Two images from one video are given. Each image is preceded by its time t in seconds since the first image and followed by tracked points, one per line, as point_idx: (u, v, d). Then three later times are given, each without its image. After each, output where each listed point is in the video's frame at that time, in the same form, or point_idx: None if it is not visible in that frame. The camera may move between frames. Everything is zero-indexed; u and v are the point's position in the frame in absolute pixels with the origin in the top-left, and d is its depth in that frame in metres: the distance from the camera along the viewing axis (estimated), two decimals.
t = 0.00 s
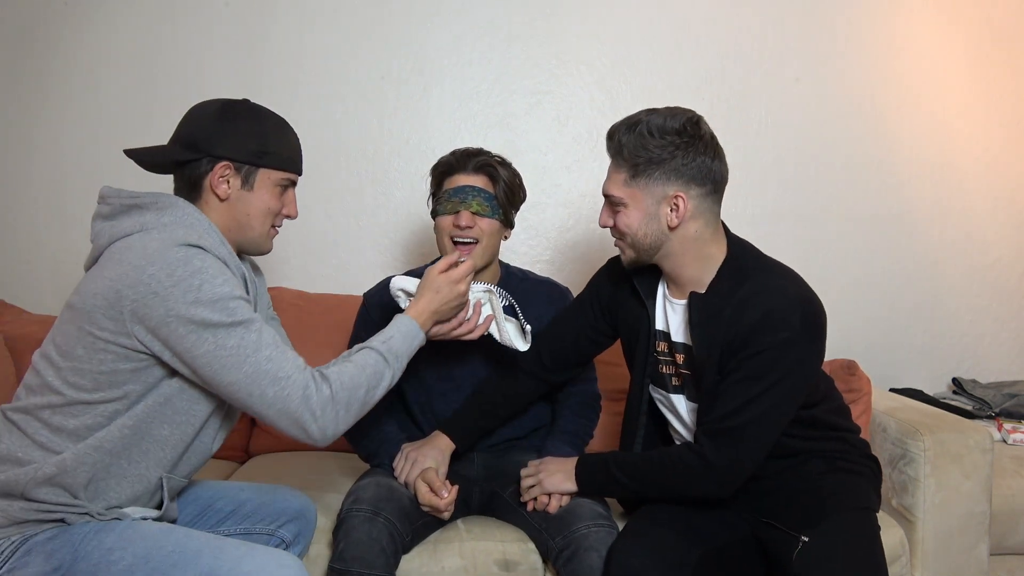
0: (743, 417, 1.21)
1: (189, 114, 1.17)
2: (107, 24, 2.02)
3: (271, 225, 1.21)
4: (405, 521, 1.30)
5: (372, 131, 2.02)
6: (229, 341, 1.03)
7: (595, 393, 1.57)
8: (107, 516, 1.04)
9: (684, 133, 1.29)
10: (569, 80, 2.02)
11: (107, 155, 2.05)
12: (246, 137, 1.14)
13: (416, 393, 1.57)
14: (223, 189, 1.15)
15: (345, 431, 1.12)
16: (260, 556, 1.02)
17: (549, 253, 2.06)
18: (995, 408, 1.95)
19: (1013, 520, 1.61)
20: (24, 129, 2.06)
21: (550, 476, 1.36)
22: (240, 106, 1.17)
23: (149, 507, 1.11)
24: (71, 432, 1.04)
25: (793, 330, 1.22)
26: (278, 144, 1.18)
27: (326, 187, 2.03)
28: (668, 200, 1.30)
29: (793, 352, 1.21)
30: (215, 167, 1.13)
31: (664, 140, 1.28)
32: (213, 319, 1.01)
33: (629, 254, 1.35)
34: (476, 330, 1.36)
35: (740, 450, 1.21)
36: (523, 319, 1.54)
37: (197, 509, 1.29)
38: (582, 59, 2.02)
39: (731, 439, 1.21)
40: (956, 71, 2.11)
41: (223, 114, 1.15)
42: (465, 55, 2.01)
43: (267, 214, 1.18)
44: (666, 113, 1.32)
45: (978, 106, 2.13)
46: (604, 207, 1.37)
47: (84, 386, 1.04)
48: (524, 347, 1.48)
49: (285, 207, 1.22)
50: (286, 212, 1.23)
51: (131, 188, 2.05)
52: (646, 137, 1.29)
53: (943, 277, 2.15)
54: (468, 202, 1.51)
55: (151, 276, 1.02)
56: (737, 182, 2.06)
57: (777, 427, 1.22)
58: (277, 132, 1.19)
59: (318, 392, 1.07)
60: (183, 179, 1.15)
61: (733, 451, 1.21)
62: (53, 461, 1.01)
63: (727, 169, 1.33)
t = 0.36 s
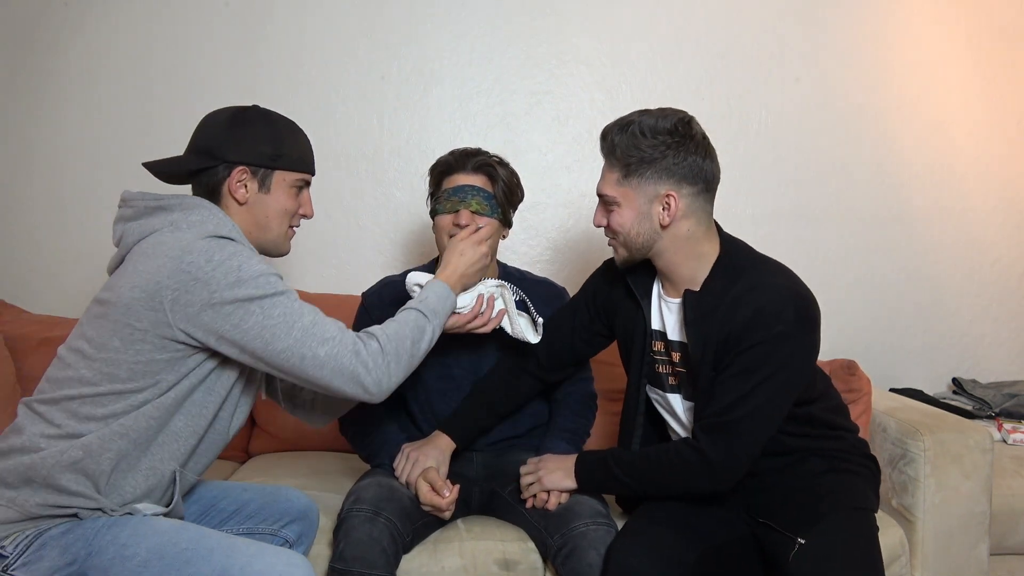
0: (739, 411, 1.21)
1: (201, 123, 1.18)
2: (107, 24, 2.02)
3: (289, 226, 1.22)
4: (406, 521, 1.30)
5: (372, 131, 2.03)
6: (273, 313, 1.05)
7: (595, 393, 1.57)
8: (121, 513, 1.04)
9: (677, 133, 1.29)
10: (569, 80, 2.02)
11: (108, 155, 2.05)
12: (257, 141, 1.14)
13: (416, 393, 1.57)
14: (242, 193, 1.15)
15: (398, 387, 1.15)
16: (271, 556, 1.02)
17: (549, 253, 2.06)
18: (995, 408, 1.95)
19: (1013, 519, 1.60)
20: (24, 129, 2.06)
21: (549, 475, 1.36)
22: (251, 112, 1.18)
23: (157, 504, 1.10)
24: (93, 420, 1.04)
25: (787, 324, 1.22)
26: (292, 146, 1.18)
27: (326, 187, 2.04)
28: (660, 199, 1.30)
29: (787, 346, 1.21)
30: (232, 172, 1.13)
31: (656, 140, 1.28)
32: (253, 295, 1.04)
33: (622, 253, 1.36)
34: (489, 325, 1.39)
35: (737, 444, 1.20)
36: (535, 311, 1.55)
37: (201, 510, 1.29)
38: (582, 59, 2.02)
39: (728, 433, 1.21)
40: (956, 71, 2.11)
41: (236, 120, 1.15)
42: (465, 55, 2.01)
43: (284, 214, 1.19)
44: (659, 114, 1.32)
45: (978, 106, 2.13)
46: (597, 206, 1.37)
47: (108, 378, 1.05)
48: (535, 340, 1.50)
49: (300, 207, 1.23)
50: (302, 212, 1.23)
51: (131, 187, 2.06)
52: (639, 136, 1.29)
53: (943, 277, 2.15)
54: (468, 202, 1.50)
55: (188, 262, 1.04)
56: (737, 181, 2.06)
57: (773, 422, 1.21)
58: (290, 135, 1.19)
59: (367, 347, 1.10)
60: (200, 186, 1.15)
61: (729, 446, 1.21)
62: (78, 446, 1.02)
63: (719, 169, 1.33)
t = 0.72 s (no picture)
0: (740, 411, 1.21)
1: (203, 124, 1.18)
2: (107, 24, 2.02)
3: (281, 230, 1.22)
4: (395, 517, 1.31)
5: (373, 131, 2.03)
6: (268, 298, 1.06)
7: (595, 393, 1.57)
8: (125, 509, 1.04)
9: (676, 132, 1.29)
10: (569, 80, 2.03)
11: (108, 154, 2.05)
12: (256, 146, 1.15)
13: (416, 392, 1.57)
14: (235, 196, 1.15)
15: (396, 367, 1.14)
16: (274, 551, 1.03)
17: (549, 253, 2.06)
18: (995, 408, 1.95)
19: (1014, 519, 1.60)
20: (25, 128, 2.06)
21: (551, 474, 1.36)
22: (251, 117, 1.18)
23: (161, 500, 1.11)
24: (96, 416, 1.04)
25: (786, 321, 1.22)
26: (289, 152, 1.18)
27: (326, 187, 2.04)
28: (661, 197, 1.30)
29: (787, 343, 1.21)
30: (226, 175, 1.14)
31: (656, 139, 1.28)
32: (247, 281, 1.05)
33: (625, 252, 1.36)
34: (486, 317, 1.40)
35: (738, 443, 1.21)
36: (533, 305, 1.57)
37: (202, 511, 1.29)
38: (582, 59, 2.02)
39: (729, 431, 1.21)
40: (955, 71, 2.12)
41: (235, 123, 1.16)
42: (465, 55, 2.01)
43: (276, 219, 1.19)
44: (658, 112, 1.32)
45: (977, 106, 2.13)
46: (600, 206, 1.37)
47: (109, 373, 1.05)
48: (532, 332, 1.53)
49: (293, 213, 1.22)
50: (295, 218, 1.23)
51: (132, 187, 2.06)
52: (638, 135, 1.29)
53: (943, 277, 2.15)
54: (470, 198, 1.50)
55: (184, 253, 1.05)
56: (737, 181, 2.06)
57: (775, 420, 1.21)
58: (288, 140, 1.19)
59: (361, 326, 1.10)
60: (194, 186, 1.16)
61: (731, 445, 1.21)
62: (83, 440, 1.02)
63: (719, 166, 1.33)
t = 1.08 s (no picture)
0: (747, 403, 1.21)
1: (180, 115, 1.18)
2: (107, 24, 2.03)
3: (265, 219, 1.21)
4: (388, 511, 1.31)
5: (373, 131, 2.03)
6: (236, 308, 1.04)
7: (596, 391, 1.57)
8: (111, 514, 1.03)
9: (701, 127, 1.28)
10: (569, 80, 2.03)
11: (108, 155, 2.05)
12: (236, 136, 1.14)
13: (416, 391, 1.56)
14: (217, 188, 1.15)
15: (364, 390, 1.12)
16: (265, 553, 1.03)
17: (550, 253, 2.06)
18: (995, 408, 1.95)
19: (1014, 519, 1.60)
20: (25, 129, 2.06)
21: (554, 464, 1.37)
22: (229, 106, 1.17)
23: (153, 501, 1.10)
24: (77, 421, 1.04)
25: (798, 317, 1.22)
26: (271, 141, 1.18)
27: (326, 186, 2.04)
28: (682, 190, 1.29)
29: (796, 339, 1.21)
30: (208, 166, 1.14)
31: (681, 131, 1.28)
32: (215, 289, 1.03)
33: (641, 244, 1.34)
34: (482, 306, 1.38)
35: (743, 436, 1.21)
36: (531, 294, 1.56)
37: (201, 511, 1.29)
38: (583, 59, 2.02)
39: (735, 424, 1.21)
40: (954, 72, 2.12)
41: (214, 114, 1.15)
42: (465, 55, 2.02)
43: (260, 210, 1.19)
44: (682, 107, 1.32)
45: (977, 106, 2.13)
46: (618, 196, 1.36)
47: (85, 377, 1.05)
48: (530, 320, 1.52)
49: (277, 202, 1.22)
50: (278, 207, 1.23)
51: (132, 188, 2.06)
52: (662, 127, 1.29)
53: (943, 278, 2.15)
54: (475, 188, 1.51)
55: (154, 257, 1.04)
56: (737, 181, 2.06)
57: (783, 415, 1.22)
58: (268, 129, 1.19)
59: (332, 348, 1.08)
60: (176, 180, 1.16)
61: (737, 438, 1.21)
62: (63, 448, 1.01)
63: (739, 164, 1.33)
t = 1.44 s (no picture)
0: (772, 396, 1.21)
1: (157, 105, 1.16)
2: (106, 24, 2.02)
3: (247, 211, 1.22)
4: (393, 512, 1.31)
5: (372, 131, 2.03)
6: (214, 329, 1.03)
7: (596, 390, 1.56)
8: (100, 525, 1.04)
9: (759, 129, 1.27)
10: (569, 80, 2.03)
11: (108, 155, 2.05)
12: (217, 128, 1.14)
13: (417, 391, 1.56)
14: (198, 182, 1.15)
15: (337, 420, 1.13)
16: (257, 561, 1.02)
17: (550, 253, 2.07)
18: (995, 408, 1.95)
19: (1013, 519, 1.60)
20: (24, 130, 2.06)
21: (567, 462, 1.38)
22: (208, 97, 1.17)
23: (144, 508, 1.10)
24: (57, 434, 1.03)
25: (835, 317, 1.22)
26: (251, 133, 1.18)
27: (326, 186, 2.04)
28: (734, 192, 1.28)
29: (830, 338, 1.21)
30: (188, 160, 1.13)
31: (741, 132, 1.26)
32: (194, 308, 1.01)
33: (682, 240, 1.33)
34: (485, 319, 1.41)
35: (763, 428, 1.21)
36: (531, 306, 1.55)
37: (201, 514, 1.29)
38: (583, 59, 2.02)
39: (755, 416, 1.22)
40: (954, 72, 2.12)
41: (192, 105, 1.14)
42: (465, 55, 2.02)
43: (243, 202, 1.19)
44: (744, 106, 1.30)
45: (977, 106, 2.13)
46: (664, 189, 1.35)
47: (62, 388, 1.04)
48: (531, 333, 1.51)
49: (259, 194, 1.23)
50: (261, 199, 1.24)
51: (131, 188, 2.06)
52: (722, 126, 1.27)
53: (942, 277, 2.15)
54: (478, 193, 1.51)
55: (131, 267, 1.02)
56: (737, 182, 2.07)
57: (810, 412, 1.22)
58: (248, 118, 1.19)
59: (312, 377, 1.09)
60: (154, 173, 1.15)
61: (756, 430, 1.21)
62: (44, 465, 1.01)
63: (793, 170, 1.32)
